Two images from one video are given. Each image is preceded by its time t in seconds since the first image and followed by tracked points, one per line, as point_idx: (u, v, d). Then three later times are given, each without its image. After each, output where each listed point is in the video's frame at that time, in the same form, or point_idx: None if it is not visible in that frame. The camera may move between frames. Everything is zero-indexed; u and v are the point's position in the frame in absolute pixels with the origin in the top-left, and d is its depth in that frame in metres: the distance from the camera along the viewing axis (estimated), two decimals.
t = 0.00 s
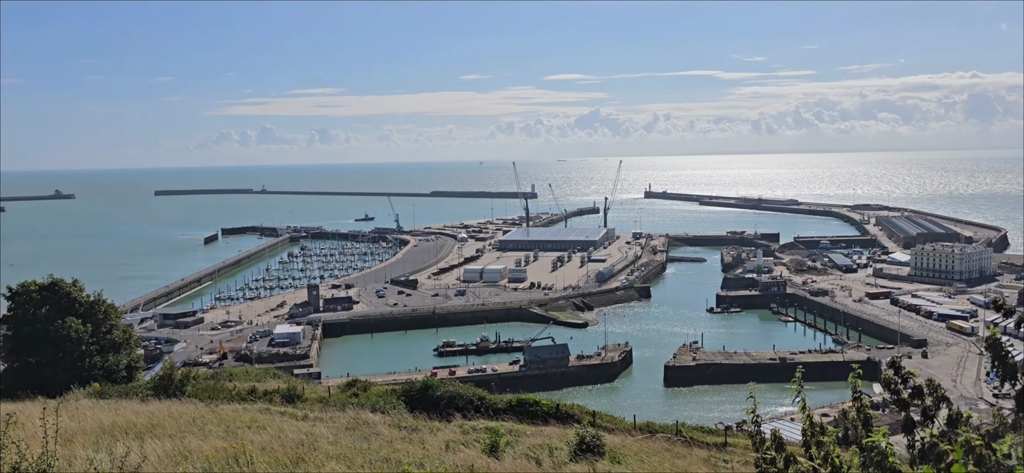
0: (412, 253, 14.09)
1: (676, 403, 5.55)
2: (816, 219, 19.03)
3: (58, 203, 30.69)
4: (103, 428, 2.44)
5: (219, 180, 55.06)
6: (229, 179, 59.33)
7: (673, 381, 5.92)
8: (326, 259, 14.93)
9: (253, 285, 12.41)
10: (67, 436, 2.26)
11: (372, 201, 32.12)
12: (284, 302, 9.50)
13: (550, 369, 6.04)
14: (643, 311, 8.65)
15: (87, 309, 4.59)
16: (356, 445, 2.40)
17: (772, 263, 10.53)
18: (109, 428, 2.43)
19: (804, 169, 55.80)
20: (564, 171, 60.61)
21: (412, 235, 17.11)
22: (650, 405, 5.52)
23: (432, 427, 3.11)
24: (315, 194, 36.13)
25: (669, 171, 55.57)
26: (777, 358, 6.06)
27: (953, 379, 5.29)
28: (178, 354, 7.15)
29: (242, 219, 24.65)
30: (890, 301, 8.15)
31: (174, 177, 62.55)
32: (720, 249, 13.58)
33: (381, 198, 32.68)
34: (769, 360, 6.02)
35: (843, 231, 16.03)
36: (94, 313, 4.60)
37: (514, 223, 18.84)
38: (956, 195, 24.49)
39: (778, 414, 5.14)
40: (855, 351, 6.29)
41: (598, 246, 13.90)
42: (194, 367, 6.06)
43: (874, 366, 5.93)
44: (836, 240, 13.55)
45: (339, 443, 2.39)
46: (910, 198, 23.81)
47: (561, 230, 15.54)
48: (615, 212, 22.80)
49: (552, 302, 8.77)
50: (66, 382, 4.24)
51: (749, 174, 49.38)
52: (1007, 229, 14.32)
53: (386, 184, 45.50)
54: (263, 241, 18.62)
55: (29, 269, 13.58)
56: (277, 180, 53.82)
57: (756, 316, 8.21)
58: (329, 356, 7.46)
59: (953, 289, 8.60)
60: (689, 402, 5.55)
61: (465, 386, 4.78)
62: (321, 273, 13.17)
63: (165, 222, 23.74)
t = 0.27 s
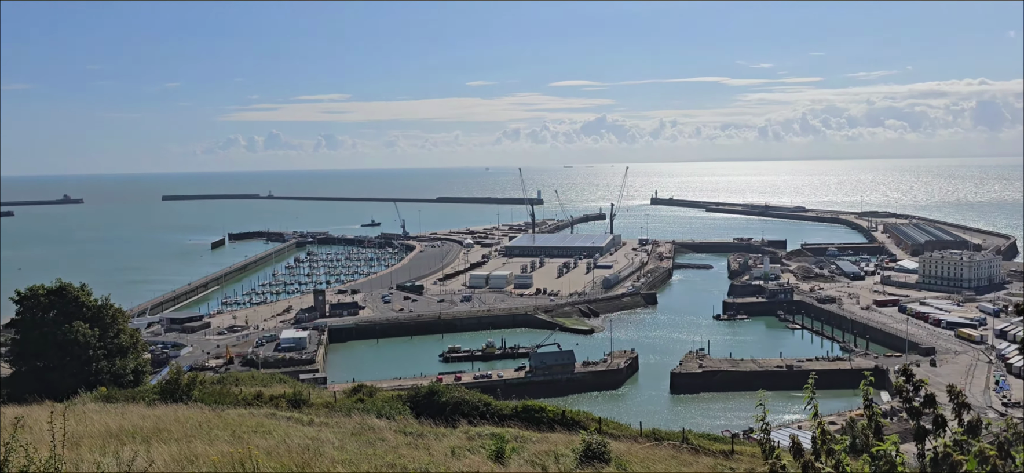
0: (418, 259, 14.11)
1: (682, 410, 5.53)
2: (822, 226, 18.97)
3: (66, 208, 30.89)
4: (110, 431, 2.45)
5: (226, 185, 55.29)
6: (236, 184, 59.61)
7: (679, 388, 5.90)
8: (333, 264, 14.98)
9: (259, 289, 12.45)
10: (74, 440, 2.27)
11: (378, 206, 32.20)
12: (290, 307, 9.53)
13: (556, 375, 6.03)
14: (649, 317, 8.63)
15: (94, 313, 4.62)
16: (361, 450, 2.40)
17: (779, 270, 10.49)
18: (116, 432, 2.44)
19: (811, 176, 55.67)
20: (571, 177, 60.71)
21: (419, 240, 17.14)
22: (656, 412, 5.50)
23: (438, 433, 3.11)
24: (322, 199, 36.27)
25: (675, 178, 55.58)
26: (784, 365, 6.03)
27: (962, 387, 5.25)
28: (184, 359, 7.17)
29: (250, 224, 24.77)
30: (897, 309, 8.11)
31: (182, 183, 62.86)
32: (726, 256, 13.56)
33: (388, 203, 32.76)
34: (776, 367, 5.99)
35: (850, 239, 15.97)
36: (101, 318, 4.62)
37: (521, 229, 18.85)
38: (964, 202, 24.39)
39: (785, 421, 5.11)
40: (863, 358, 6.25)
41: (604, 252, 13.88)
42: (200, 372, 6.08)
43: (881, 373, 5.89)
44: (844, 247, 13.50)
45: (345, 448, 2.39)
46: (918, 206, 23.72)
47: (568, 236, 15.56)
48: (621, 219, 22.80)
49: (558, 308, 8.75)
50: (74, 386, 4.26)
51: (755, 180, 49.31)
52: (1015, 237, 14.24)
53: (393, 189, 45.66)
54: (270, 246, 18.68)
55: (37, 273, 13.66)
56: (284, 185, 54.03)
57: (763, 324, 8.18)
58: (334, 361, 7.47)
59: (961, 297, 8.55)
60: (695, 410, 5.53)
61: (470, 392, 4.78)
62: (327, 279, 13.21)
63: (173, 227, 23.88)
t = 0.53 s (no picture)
0: (426, 265, 14.14)
1: (691, 417, 5.52)
2: (832, 234, 18.87)
3: (77, 213, 31.13)
4: (119, 436, 2.47)
5: (236, 191, 55.55)
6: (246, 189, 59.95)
7: (687, 395, 5.88)
8: (341, 270, 15.03)
9: (268, 295, 12.50)
10: (83, 444, 2.28)
11: (386, 212, 32.28)
12: (298, 313, 9.56)
13: (564, 382, 6.03)
14: (657, 324, 8.61)
15: (104, 318, 4.66)
16: (369, 456, 2.42)
17: (788, 278, 10.44)
18: (125, 437, 2.45)
19: (821, 183, 55.41)
20: (579, 184, 60.64)
21: (427, 247, 17.18)
22: (664, 419, 5.49)
23: (445, 439, 3.12)
24: (330, 205, 36.40)
25: (684, 185, 55.41)
26: (793, 373, 6.01)
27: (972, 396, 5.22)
28: (193, 364, 7.21)
29: (258, 230, 24.86)
30: (907, 317, 8.05)
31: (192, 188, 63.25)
32: (735, 263, 13.52)
33: (396, 209, 32.83)
34: (785, 375, 5.97)
35: (860, 246, 15.86)
36: (111, 322, 4.67)
37: (529, 236, 18.86)
38: (975, 210, 24.21)
39: (794, 429, 5.09)
40: (872, 366, 6.22)
41: (613, 259, 13.86)
42: (208, 377, 6.11)
43: (891, 381, 5.86)
44: (853, 255, 13.43)
45: (353, 454, 2.41)
46: (928, 213, 23.56)
47: (576, 243, 15.56)
48: (629, 225, 22.75)
49: (567, 315, 8.75)
50: (83, 390, 4.30)
51: (764, 187, 49.10)
52: None
53: (401, 195, 45.74)
54: (279, 251, 18.75)
55: (48, 278, 13.76)
56: (294, 191, 54.28)
57: (772, 331, 8.15)
58: (342, 367, 7.49)
59: (971, 305, 8.49)
60: (704, 417, 5.51)
61: (478, 398, 4.78)
62: (335, 284, 13.25)
63: (182, 232, 24.01)
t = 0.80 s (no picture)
0: (436, 270, 14.17)
1: (701, 424, 5.50)
2: (843, 240, 18.76)
3: (90, 217, 31.42)
4: (131, 440, 2.50)
5: (247, 196, 55.88)
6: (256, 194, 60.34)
7: (697, 402, 5.86)
8: (351, 275, 15.09)
9: (278, 300, 12.57)
10: (96, 448, 2.32)
11: (396, 217, 32.36)
12: (308, 317, 9.61)
13: (574, 388, 6.02)
14: (667, 331, 8.59)
15: (115, 322, 4.71)
16: (379, 461, 2.44)
17: (799, 285, 10.40)
18: (137, 441, 2.48)
19: (832, 189, 55.08)
20: (588, 190, 60.58)
21: (437, 252, 17.22)
22: (674, 426, 5.47)
23: (455, 445, 3.13)
24: (341, 210, 36.54)
25: (694, 191, 55.23)
26: (804, 380, 5.99)
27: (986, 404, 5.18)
28: (203, 368, 7.26)
29: (269, 235, 24.99)
30: (919, 324, 8.00)
31: (204, 193, 63.71)
32: (745, 270, 13.46)
33: (406, 215, 32.91)
34: (796, 382, 5.94)
35: (872, 253, 15.77)
36: (122, 326, 4.72)
37: (538, 241, 18.86)
38: (988, 217, 24.00)
39: (806, 436, 5.07)
40: (884, 374, 6.18)
41: (622, 265, 13.84)
42: (219, 381, 6.15)
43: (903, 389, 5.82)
44: (864, 261, 13.35)
45: (362, 459, 2.43)
46: (940, 220, 23.38)
47: (585, 249, 15.55)
48: (639, 231, 22.70)
49: (576, 321, 8.74)
50: (95, 394, 4.35)
51: (775, 194, 48.86)
52: None
53: (410, 200, 45.85)
54: (289, 257, 18.85)
55: (61, 281, 13.90)
56: (304, 196, 54.56)
57: (783, 338, 8.11)
58: (352, 372, 7.52)
59: (984, 312, 8.42)
60: (714, 424, 5.49)
61: (487, 404, 4.79)
62: (345, 289, 13.31)
63: (193, 237, 24.17)
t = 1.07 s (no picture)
0: (444, 273, 14.20)
1: (708, 429, 5.49)
2: (851, 245, 18.67)
3: (100, 219, 31.62)
4: (140, 441, 2.52)
5: (256, 198, 56.16)
6: (265, 197, 60.60)
7: (704, 407, 5.85)
8: (359, 278, 15.13)
9: (286, 302, 12.62)
10: (105, 450, 2.34)
11: (404, 220, 32.44)
12: (316, 320, 9.65)
13: (580, 392, 6.02)
14: (674, 335, 8.58)
15: (125, 324, 4.76)
16: (386, 464, 2.45)
17: (807, 290, 10.36)
18: (145, 442, 2.51)
19: (841, 194, 54.80)
20: (596, 194, 60.51)
21: (444, 255, 17.25)
22: (681, 431, 5.46)
23: (462, 448, 3.15)
24: (349, 213, 36.65)
25: (702, 195, 55.08)
26: (811, 385, 5.97)
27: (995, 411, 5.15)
28: (211, 369, 7.30)
29: (277, 237, 25.09)
30: (928, 330, 7.95)
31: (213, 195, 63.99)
32: (753, 274, 13.43)
33: (413, 218, 32.97)
34: (803, 388, 5.92)
35: (880, 258, 15.69)
36: (131, 328, 4.76)
37: (546, 245, 18.86)
38: (999, 223, 23.83)
39: (813, 442, 5.05)
40: (891, 380, 6.15)
41: (630, 269, 13.83)
42: (227, 383, 6.18)
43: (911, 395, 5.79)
44: (873, 267, 13.28)
45: (369, 462, 2.45)
46: (950, 226, 23.23)
47: (593, 253, 15.54)
48: (647, 235, 22.67)
49: (583, 325, 8.74)
50: (104, 395, 4.39)
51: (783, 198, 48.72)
52: None
53: (418, 203, 45.96)
54: (297, 259, 18.92)
55: (70, 283, 14.00)
56: (313, 199, 54.77)
57: (790, 343, 8.08)
58: (359, 375, 7.54)
59: (994, 319, 8.36)
60: (721, 429, 5.47)
61: (494, 407, 4.80)
62: (353, 292, 13.35)
63: (202, 239, 24.30)
